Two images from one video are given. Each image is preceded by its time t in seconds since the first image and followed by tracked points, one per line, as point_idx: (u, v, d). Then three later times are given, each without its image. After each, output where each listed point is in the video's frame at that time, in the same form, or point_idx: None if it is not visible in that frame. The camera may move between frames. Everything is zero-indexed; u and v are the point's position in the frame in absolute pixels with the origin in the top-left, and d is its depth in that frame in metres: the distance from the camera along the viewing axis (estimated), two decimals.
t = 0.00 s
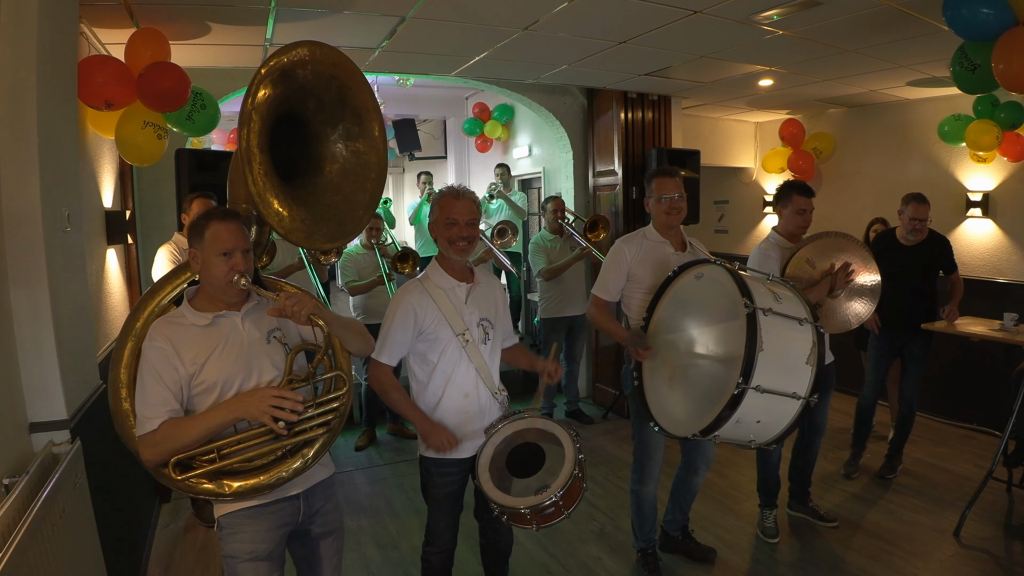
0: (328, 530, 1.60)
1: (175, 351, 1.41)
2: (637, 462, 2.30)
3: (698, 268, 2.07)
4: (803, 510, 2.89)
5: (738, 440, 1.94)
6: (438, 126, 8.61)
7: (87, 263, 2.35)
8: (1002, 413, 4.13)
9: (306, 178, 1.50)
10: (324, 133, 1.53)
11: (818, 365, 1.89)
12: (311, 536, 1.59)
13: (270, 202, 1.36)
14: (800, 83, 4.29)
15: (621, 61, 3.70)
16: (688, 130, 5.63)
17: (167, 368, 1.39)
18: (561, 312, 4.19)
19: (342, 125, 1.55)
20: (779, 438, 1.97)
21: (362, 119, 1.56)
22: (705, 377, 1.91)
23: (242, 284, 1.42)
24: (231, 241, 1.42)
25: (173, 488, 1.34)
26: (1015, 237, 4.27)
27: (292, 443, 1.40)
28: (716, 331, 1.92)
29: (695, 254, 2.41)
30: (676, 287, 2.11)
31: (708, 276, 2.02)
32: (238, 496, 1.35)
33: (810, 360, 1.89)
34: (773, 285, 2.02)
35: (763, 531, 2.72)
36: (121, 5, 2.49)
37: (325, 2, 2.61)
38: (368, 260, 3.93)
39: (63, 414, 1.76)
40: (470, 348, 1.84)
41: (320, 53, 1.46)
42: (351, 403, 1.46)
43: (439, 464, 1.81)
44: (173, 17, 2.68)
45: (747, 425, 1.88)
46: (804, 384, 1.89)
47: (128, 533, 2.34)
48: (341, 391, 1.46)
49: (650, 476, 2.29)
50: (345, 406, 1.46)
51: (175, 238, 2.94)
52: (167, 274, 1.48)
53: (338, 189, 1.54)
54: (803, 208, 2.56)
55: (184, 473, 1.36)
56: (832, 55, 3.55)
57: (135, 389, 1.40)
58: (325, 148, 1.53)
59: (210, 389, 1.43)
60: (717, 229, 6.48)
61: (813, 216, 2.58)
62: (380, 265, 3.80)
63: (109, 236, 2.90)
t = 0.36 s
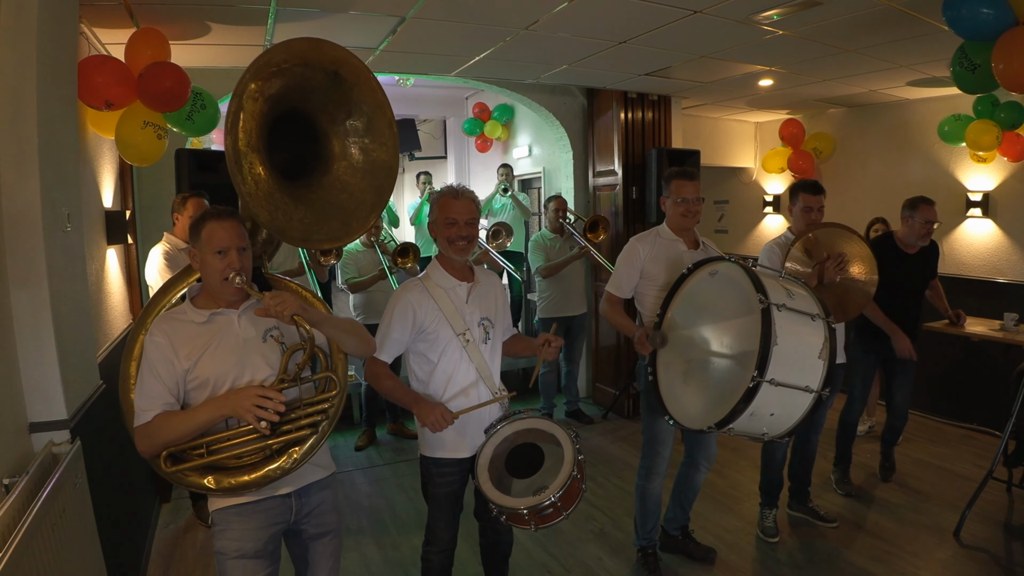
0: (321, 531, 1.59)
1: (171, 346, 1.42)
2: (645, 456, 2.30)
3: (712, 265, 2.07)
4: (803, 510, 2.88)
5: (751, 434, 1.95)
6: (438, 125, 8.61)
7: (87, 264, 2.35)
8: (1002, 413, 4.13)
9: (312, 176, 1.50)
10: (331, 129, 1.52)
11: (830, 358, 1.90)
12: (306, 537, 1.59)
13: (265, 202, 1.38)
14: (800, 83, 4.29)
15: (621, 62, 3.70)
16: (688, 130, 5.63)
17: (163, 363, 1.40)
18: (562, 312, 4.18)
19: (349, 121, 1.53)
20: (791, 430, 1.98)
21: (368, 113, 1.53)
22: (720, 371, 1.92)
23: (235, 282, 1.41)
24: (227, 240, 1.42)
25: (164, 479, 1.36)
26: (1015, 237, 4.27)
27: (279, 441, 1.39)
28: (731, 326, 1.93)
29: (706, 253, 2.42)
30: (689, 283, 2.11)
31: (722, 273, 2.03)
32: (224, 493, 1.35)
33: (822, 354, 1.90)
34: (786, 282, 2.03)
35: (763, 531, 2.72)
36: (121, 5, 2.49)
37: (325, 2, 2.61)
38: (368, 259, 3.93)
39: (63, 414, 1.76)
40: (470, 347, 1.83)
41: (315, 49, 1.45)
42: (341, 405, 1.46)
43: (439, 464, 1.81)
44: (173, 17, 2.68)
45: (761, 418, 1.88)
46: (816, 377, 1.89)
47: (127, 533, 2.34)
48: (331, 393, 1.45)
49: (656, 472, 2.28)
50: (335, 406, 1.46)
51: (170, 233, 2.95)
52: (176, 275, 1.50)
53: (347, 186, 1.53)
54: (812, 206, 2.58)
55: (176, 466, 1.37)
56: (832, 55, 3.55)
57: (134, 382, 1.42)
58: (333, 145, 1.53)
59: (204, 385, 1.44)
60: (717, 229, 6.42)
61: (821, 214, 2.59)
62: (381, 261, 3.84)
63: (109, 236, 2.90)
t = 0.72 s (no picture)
0: (318, 535, 1.59)
1: (169, 346, 1.43)
2: (649, 453, 2.30)
3: (717, 265, 2.08)
4: (803, 510, 2.89)
5: (752, 430, 1.95)
6: (437, 125, 8.62)
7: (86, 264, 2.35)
8: (1002, 413, 4.13)
9: (311, 177, 1.49)
10: (330, 131, 1.52)
11: (831, 357, 1.90)
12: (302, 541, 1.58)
13: (258, 204, 1.36)
14: (800, 83, 4.29)
15: (620, 61, 3.69)
16: (688, 130, 5.63)
17: (160, 363, 1.41)
18: (562, 312, 4.19)
19: (349, 122, 1.53)
20: (793, 428, 1.97)
21: (367, 113, 1.54)
22: (722, 369, 1.93)
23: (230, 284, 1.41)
24: (223, 242, 1.42)
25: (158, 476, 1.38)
26: (1015, 237, 4.27)
27: (268, 445, 1.37)
28: (734, 324, 1.94)
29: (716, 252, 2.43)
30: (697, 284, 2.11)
31: (726, 273, 2.03)
32: (214, 494, 1.35)
33: (823, 353, 1.89)
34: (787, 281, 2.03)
35: (763, 531, 2.72)
36: (121, 5, 2.49)
37: (325, 2, 2.61)
38: (368, 260, 3.93)
39: (63, 414, 1.76)
40: (469, 348, 1.84)
41: (314, 49, 1.44)
42: (331, 411, 1.43)
43: (439, 464, 1.81)
44: (173, 17, 2.69)
45: (761, 415, 1.89)
46: (817, 375, 1.89)
47: (127, 533, 2.34)
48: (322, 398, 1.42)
49: (660, 469, 2.28)
50: (326, 413, 1.42)
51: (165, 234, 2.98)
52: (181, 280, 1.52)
53: (346, 187, 1.52)
54: (816, 206, 2.57)
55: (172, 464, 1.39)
56: (832, 55, 3.55)
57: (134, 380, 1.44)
58: (333, 146, 1.53)
59: (200, 386, 1.44)
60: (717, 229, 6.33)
61: (826, 213, 2.58)
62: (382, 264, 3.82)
63: (109, 236, 2.91)
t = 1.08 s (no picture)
0: (314, 539, 1.58)
1: (165, 345, 1.44)
2: (655, 450, 2.30)
3: (720, 261, 2.08)
4: (803, 510, 2.89)
5: (751, 426, 1.95)
6: (437, 125, 8.62)
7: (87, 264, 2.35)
8: (1001, 413, 4.13)
9: (308, 176, 1.49)
10: (327, 128, 1.52)
11: (831, 353, 1.90)
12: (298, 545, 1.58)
13: (253, 202, 1.36)
14: (800, 83, 4.29)
15: (620, 61, 3.69)
16: (688, 130, 5.63)
17: (156, 362, 1.42)
18: (564, 312, 4.19)
19: (346, 119, 1.53)
20: (792, 425, 1.97)
21: (363, 110, 1.53)
22: (723, 362, 1.93)
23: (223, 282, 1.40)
24: (218, 239, 1.42)
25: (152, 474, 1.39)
26: (1015, 236, 4.27)
27: (259, 446, 1.37)
28: (737, 317, 1.95)
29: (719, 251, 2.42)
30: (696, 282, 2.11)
31: (729, 268, 2.04)
32: (205, 494, 1.35)
33: (823, 349, 1.89)
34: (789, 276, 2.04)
35: (763, 531, 2.72)
36: (121, 5, 2.49)
37: (325, 2, 2.61)
38: (365, 261, 3.95)
39: (64, 414, 1.75)
40: (469, 347, 1.84)
41: (308, 46, 1.44)
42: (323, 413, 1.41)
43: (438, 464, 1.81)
44: (173, 16, 2.68)
45: (760, 410, 1.89)
46: (816, 370, 1.89)
47: (128, 533, 2.34)
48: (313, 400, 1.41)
49: (665, 466, 2.28)
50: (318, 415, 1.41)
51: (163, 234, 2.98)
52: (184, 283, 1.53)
53: (344, 186, 1.51)
54: (809, 205, 2.58)
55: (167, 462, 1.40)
56: (832, 55, 3.55)
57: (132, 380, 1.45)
58: (331, 143, 1.52)
59: (195, 385, 1.45)
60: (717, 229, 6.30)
61: (820, 212, 2.60)
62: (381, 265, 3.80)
63: (109, 236, 2.91)
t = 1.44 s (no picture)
0: (311, 543, 1.59)
1: (157, 344, 1.42)
2: (653, 452, 2.30)
3: (722, 261, 2.08)
4: (804, 509, 2.89)
5: (751, 427, 1.95)
6: (437, 125, 8.62)
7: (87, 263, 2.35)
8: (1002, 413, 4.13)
9: (302, 170, 1.50)
10: (318, 122, 1.52)
11: (833, 355, 1.91)
12: (293, 550, 1.58)
13: (255, 193, 1.36)
14: (800, 83, 4.29)
15: (620, 61, 3.69)
16: (688, 130, 5.63)
17: (148, 362, 1.40)
18: (565, 310, 4.19)
19: (337, 112, 1.53)
20: (792, 426, 1.97)
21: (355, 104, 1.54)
22: (724, 363, 1.93)
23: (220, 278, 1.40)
24: (212, 233, 1.41)
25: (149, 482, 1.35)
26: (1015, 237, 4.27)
27: (266, 443, 1.37)
28: (738, 319, 1.95)
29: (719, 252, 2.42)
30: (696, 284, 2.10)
31: (732, 268, 2.03)
32: (208, 496, 1.34)
33: (825, 351, 1.90)
34: (789, 276, 2.04)
35: (763, 531, 2.72)
36: (121, 5, 2.49)
37: (325, 3, 2.61)
38: (364, 261, 3.96)
39: (63, 414, 1.75)
40: (469, 347, 1.84)
41: (304, 42, 1.44)
42: (329, 404, 1.44)
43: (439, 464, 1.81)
44: (173, 17, 2.68)
45: (761, 412, 1.89)
46: (818, 372, 1.90)
47: (128, 533, 2.33)
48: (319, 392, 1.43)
49: (664, 468, 2.28)
50: (323, 406, 1.44)
51: (161, 233, 2.97)
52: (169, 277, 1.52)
53: (337, 180, 1.52)
54: (805, 203, 2.57)
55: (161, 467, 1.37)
56: (832, 55, 3.55)
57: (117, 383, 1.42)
58: (320, 139, 1.53)
59: (190, 383, 1.43)
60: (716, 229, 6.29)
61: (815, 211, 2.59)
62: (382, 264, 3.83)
63: (109, 236, 2.91)
